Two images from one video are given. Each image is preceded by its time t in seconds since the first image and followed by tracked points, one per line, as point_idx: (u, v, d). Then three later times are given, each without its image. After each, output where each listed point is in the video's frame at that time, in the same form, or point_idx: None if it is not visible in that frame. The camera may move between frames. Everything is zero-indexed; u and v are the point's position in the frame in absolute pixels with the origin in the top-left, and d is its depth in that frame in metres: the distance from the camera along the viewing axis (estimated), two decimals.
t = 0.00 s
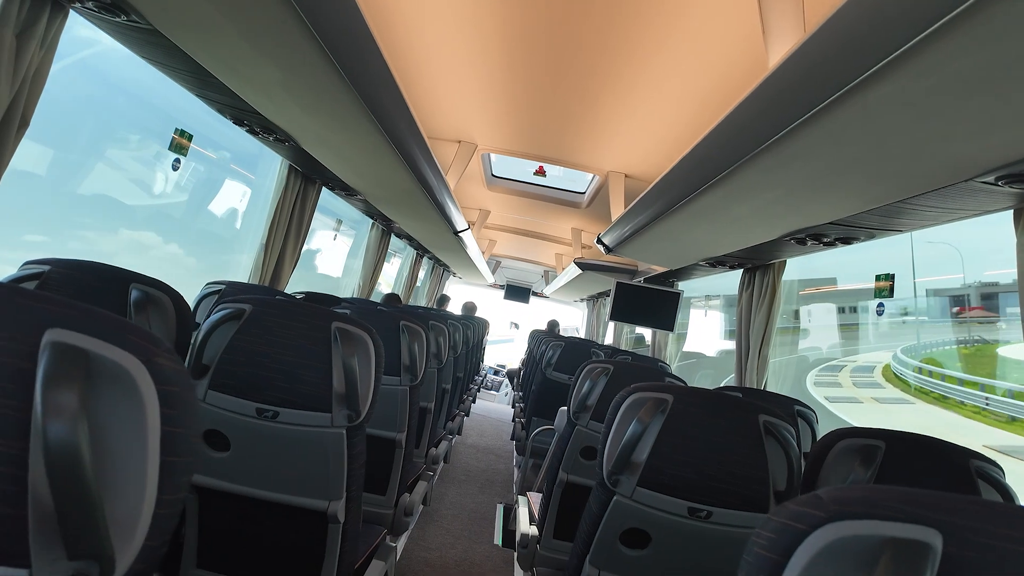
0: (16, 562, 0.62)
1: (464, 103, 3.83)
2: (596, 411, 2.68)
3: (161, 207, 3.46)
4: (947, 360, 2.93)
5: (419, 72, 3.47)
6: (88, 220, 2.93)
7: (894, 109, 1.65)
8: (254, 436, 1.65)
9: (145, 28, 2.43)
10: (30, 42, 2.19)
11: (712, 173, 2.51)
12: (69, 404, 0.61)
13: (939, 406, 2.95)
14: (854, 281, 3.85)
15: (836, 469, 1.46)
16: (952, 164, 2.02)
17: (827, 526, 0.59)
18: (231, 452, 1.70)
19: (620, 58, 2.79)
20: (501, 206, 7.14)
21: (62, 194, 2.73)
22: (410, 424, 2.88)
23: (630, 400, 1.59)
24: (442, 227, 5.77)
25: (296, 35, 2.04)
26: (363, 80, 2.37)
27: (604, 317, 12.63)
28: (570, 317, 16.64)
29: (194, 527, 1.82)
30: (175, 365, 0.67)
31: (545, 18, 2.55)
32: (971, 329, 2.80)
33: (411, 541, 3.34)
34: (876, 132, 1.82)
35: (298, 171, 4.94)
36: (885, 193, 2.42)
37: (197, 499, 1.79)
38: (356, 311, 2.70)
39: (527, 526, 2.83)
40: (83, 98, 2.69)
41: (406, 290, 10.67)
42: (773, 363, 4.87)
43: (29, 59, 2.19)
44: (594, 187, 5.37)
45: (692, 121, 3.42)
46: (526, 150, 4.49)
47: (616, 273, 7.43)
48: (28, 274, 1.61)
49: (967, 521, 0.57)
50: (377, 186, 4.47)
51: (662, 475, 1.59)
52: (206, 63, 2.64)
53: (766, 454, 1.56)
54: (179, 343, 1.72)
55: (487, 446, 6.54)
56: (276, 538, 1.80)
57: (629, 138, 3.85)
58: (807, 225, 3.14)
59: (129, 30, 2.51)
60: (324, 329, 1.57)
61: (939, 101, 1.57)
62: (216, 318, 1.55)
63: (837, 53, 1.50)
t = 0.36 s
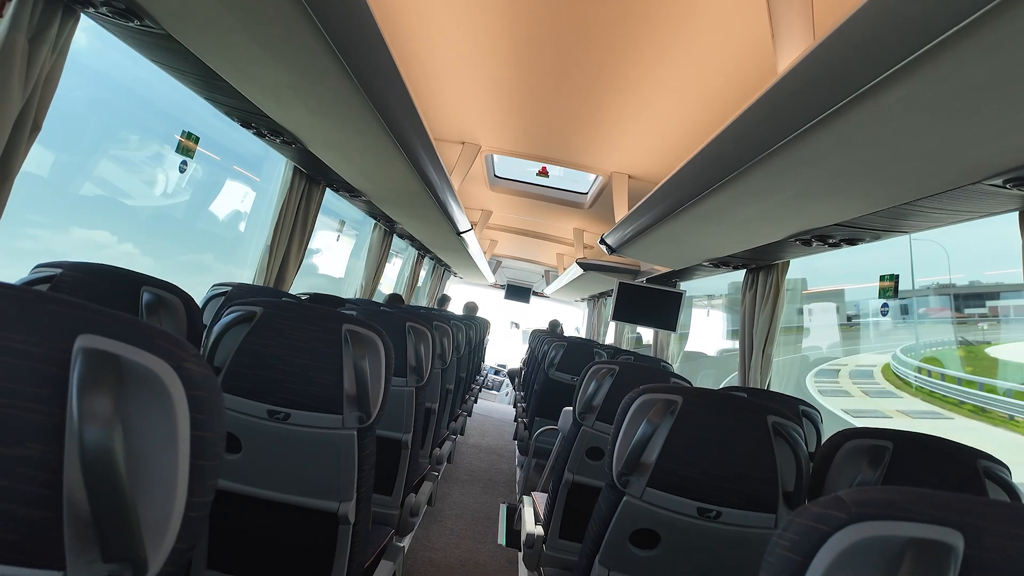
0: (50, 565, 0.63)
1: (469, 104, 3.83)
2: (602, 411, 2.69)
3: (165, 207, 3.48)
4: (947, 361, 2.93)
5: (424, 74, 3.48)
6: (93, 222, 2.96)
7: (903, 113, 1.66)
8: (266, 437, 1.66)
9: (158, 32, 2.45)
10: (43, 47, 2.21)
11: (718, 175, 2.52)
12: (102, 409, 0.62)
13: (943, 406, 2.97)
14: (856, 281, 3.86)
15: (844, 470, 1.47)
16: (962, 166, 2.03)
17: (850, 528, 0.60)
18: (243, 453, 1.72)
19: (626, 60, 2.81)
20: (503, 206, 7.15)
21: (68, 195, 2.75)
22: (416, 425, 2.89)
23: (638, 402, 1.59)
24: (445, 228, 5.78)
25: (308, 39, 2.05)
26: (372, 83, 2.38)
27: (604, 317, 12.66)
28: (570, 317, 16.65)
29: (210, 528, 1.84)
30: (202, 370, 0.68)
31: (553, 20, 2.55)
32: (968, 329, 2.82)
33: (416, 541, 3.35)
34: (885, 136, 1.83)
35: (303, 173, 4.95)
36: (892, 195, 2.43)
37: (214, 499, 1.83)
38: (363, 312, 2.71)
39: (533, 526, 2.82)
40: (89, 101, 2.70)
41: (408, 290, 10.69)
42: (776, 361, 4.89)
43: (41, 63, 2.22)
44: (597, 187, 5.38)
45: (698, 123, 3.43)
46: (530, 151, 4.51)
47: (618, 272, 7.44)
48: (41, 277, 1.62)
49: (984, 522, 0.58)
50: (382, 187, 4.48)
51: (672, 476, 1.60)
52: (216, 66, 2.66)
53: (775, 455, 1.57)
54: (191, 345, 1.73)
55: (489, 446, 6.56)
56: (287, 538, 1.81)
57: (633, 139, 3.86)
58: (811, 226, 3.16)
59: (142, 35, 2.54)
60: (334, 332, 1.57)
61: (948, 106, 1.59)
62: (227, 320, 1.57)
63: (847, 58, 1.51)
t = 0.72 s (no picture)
0: (59, 565, 0.64)
1: (463, 105, 3.84)
2: (597, 411, 2.71)
3: (157, 209, 3.46)
4: (937, 360, 2.98)
5: (419, 74, 3.48)
6: (85, 222, 2.94)
7: (894, 116, 1.70)
8: (263, 437, 1.66)
9: (154, 34, 2.44)
10: (38, 48, 2.20)
11: (712, 176, 2.55)
12: (109, 410, 0.63)
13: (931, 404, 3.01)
14: (847, 281, 3.92)
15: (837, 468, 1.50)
16: (951, 168, 2.07)
17: (844, 522, 0.62)
18: (241, 455, 1.72)
19: (620, 62, 2.83)
20: (497, 206, 7.16)
21: (59, 196, 2.73)
22: (412, 426, 2.89)
23: (634, 402, 1.60)
24: (439, 228, 5.78)
25: (304, 40, 2.05)
26: (368, 84, 2.38)
27: (597, 316, 12.71)
28: (564, 317, 16.70)
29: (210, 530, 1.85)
30: (207, 371, 0.68)
31: (548, 22, 2.57)
32: (961, 332, 2.86)
33: (411, 542, 3.35)
34: (875, 138, 1.87)
35: (296, 173, 4.93)
36: (882, 195, 2.47)
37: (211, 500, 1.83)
38: (358, 313, 2.71)
39: (528, 525, 2.85)
40: (82, 102, 2.69)
41: (401, 291, 10.66)
42: (768, 360, 4.94)
43: (36, 64, 2.20)
44: (590, 188, 5.41)
45: (691, 124, 3.47)
46: (525, 152, 4.52)
47: (611, 272, 7.48)
48: (36, 279, 1.62)
49: (980, 516, 0.59)
50: (376, 188, 4.48)
51: (668, 474, 1.62)
52: (210, 66, 2.65)
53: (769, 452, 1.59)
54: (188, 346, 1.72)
55: (483, 446, 6.57)
56: (284, 539, 1.81)
57: (627, 140, 3.89)
58: (803, 226, 3.20)
59: (138, 36, 2.52)
60: (332, 333, 1.58)
61: (938, 109, 1.62)
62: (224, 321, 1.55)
63: (840, 61, 1.54)
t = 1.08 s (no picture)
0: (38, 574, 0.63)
1: (456, 105, 3.82)
2: (591, 410, 2.70)
3: (147, 210, 3.42)
4: (930, 360, 3.01)
5: (411, 74, 3.46)
6: (73, 223, 2.89)
7: (886, 114, 1.70)
8: (253, 440, 1.64)
9: (141, 33, 2.40)
10: (22, 46, 2.16)
11: (704, 175, 2.56)
12: (91, 415, 0.62)
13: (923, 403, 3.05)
14: (839, 279, 3.94)
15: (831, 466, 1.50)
16: (942, 165, 2.09)
17: (839, 524, 0.61)
18: (231, 458, 1.69)
19: (613, 61, 2.82)
20: (491, 206, 7.14)
21: (47, 198, 2.69)
22: (405, 427, 2.88)
23: (628, 400, 1.62)
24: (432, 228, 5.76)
25: (294, 39, 2.03)
26: (360, 83, 2.36)
27: (591, 316, 12.73)
28: (557, 317, 16.71)
29: (199, 534, 1.83)
30: (191, 374, 0.67)
31: (541, 21, 2.56)
32: (952, 330, 2.90)
33: (405, 543, 3.33)
34: (867, 136, 1.88)
35: (288, 173, 4.89)
36: (874, 193, 2.48)
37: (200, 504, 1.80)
38: (350, 314, 2.70)
39: (522, 525, 2.87)
40: (68, 101, 2.64)
41: (394, 291, 10.61)
42: (762, 358, 4.97)
43: (21, 63, 2.17)
44: (584, 187, 5.40)
45: (684, 123, 3.47)
46: (518, 151, 4.51)
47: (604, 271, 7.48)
48: (22, 281, 1.62)
49: (972, 516, 0.60)
50: (368, 188, 4.45)
51: (662, 473, 1.61)
52: (199, 65, 2.62)
53: (763, 451, 1.59)
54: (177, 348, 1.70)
55: (477, 446, 6.55)
56: (275, 543, 1.79)
57: (620, 139, 3.88)
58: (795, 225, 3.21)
59: (125, 35, 2.48)
60: (323, 334, 1.56)
61: (930, 107, 1.63)
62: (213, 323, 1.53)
63: (832, 59, 1.54)
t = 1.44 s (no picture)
0: None
1: (456, 104, 3.82)
2: (591, 410, 2.70)
3: (146, 209, 3.41)
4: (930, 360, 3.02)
5: (412, 73, 3.46)
6: (71, 223, 2.88)
7: (888, 114, 1.70)
8: (254, 440, 1.64)
9: (141, 31, 2.40)
10: (21, 45, 2.15)
11: (705, 175, 2.56)
12: (95, 416, 0.62)
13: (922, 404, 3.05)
14: (839, 278, 3.95)
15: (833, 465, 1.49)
16: (944, 166, 2.09)
17: (846, 525, 0.61)
18: (232, 458, 1.69)
19: (614, 60, 2.83)
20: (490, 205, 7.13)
21: (46, 198, 2.68)
22: (405, 426, 2.87)
23: (630, 400, 1.62)
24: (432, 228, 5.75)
25: (294, 38, 2.02)
26: (361, 82, 2.35)
27: (590, 315, 12.72)
28: (556, 317, 16.72)
29: (201, 534, 1.83)
30: (196, 374, 0.67)
31: (542, 20, 2.56)
32: (951, 330, 2.90)
33: (404, 543, 3.33)
34: (869, 137, 1.88)
35: (287, 173, 4.87)
36: (875, 194, 2.48)
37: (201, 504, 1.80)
38: (350, 314, 2.70)
39: (522, 524, 2.85)
40: (67, 100, 2.63)
41: (393, 291, 10.60)
42: (762, 357, 4.98)
43: (21, 61, 2.16)
44: (584, 187, 5.40)
45: (684, 123, 3.47)
46: (518, 151, 4.50)
47: (604, 271, 7.49)
48: (21, 281, 1.62)
49: (979, 517, 0.60)
50: (368, 187, 4.44)
51: (664, 473, 1.61)
52: (199, 64, 2.61)
53: (765, 451, 1.59)
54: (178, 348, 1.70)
55: (476, 446, 6.55)
56: (276, 543, 1.79)
57: (620, 138, 3.88)
58: (795, 225, 3.21)
59: (124, 34, 2.47)
60: (324, 334, 1.56)
61: (933, 107, 1.63)
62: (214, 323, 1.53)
63: (835, 59, 1.54)
